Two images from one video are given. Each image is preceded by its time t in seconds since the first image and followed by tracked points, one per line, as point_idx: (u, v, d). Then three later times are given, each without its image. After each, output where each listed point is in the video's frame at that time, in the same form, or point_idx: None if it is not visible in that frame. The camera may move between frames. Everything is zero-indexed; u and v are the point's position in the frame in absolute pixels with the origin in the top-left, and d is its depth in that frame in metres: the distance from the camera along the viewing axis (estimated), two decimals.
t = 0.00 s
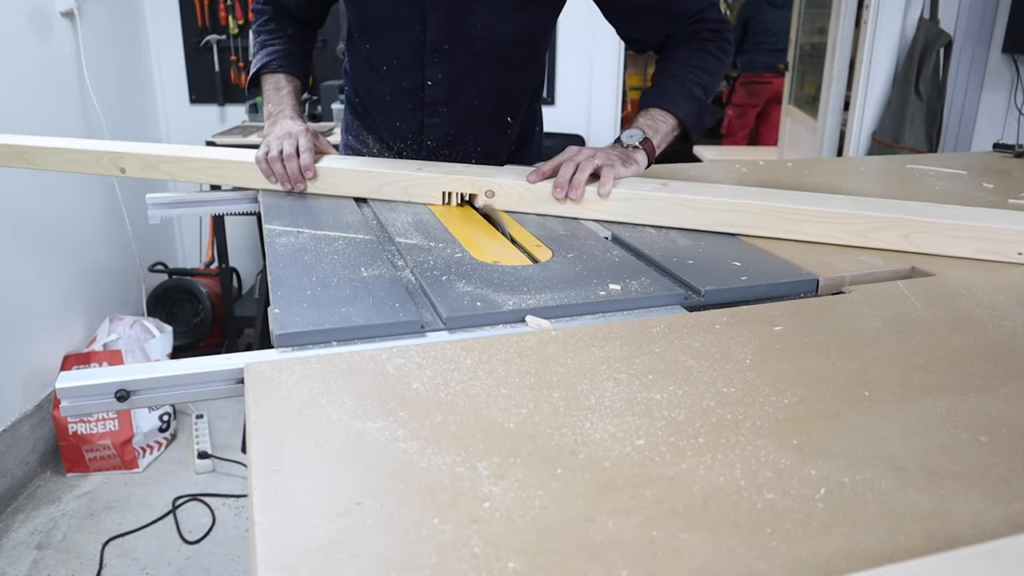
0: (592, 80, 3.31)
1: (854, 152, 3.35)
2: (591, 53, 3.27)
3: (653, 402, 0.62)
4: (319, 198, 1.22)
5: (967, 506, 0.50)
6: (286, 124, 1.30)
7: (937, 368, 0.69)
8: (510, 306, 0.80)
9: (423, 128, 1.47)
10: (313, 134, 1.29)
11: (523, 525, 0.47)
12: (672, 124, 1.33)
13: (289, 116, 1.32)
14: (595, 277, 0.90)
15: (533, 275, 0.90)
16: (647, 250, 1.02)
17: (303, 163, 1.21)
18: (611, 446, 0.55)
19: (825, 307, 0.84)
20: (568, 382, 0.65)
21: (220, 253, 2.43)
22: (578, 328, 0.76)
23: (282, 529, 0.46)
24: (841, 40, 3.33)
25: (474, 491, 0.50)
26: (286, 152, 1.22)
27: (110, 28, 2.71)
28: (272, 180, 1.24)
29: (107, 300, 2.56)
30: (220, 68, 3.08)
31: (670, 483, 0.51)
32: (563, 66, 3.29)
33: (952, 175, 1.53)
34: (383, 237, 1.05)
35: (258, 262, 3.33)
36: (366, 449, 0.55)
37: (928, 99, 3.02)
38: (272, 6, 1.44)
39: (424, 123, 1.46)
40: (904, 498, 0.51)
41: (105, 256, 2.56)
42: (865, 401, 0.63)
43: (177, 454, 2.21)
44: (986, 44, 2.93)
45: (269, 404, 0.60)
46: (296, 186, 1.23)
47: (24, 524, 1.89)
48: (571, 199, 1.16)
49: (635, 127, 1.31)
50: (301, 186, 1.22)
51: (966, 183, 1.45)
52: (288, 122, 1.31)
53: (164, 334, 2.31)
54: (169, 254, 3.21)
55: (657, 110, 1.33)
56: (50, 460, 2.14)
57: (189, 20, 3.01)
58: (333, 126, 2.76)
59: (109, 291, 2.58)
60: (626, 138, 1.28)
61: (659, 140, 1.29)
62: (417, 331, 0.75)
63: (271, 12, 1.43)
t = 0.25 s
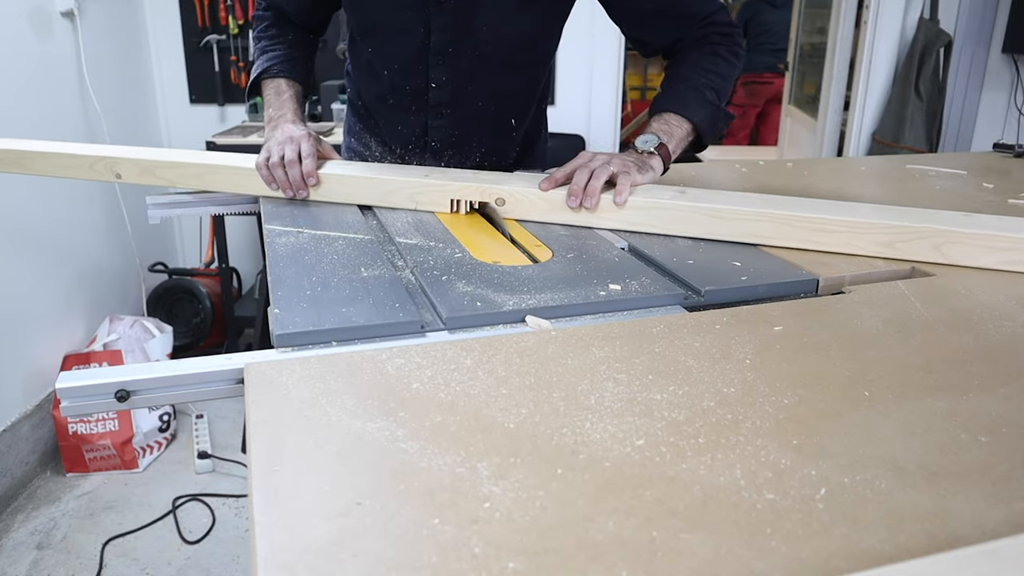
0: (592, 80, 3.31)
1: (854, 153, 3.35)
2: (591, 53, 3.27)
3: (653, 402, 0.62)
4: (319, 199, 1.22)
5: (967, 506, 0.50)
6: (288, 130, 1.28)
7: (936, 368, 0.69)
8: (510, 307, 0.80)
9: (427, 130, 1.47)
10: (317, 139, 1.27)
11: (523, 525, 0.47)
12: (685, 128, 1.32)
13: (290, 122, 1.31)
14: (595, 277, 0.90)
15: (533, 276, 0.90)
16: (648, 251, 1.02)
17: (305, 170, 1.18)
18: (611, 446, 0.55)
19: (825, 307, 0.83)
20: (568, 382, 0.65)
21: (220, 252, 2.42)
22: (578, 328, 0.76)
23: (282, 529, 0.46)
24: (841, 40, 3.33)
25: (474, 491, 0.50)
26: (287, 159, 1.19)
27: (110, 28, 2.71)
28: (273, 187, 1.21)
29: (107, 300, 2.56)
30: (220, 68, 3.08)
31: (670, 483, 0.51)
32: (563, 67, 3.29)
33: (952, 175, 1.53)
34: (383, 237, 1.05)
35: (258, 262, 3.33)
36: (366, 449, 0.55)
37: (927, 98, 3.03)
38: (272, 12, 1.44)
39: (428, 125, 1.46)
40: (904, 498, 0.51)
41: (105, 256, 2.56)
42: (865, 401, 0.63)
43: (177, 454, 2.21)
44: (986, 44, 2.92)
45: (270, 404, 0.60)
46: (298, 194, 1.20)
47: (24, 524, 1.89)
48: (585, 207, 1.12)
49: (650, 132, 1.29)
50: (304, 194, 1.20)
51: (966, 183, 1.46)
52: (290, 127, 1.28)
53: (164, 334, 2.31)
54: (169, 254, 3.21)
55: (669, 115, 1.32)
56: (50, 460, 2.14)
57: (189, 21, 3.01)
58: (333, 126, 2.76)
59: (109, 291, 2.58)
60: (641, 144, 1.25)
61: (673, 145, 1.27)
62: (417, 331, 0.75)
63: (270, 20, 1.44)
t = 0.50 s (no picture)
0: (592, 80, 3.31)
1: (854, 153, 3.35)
2: (591, 53, 3.27)
3: (653, 401, 0.62)
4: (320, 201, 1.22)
5: (967, 506, 0.50)
6: (296, 154, 1.04)
7: (936, 368, 0.69)
8: (510, 306, 0.80)
9: (422, 104, 1.48)
10: (329, 165, 1.03)
11: (522, 525, 0.47)
12: (755, 131, 1.15)
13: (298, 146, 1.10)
14: (595, 277, 0.90)
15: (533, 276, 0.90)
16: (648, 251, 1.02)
17: (317, 206, 0.95)
18: (611, 446, 0.55)
19: (825, 307, 0.83)
20: (568, 382, 0.65)
21: (221, 253, 2.42)
22: (578, 328, 0.76)
23: (283, 528, 0.46)
24: (841, 40, 3.32)
25: (473, 491, 0.50)
26: (294, 191, 0.96)
27: (110, 28, 2.71)
28: (281, 227, 0.98)
29: (107, 300, 2.56)
30: (220, 68, 3.08)
31: (669, 483, 0.51)
32: (563, 67, 3.29)
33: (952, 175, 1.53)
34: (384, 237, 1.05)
35: (258, 262, 3.33)
36: (366, 449, 0.55)
37: (927, 98, 3.03)
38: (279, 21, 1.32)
39: (423, 99, 1.47)
40: (904, 498, 0.51)
41: (105, 256, 2.56)
42: (865, 401, 0.63)
43: (177, 454, 2.21)
44: (985, 44, 2.92)
45: (269, 403, 0.60)
46: (309, 235, 0.97)
47: (24, 524, 1.89)
48: (672, 258, 0.89)
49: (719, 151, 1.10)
50: (317, 235, 0.97)
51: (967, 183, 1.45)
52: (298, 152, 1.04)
53: (164, 334, 2.31)
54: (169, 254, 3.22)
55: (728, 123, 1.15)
56: (50, 460, 2.14)
57: (189, 20, 3.01)
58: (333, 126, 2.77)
59: (109, 291, 2.58)
60: (716, 171, 1.04)
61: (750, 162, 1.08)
62: (417, 331, 0.75)
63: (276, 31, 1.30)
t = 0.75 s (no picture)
0: (592, 80, 3.31)
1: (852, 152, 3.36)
2: (592, 53, 3.27)
3: (653, 401, 0.62)
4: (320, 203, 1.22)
5: (967, 506, 0.50)
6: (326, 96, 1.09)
7: (936, 368, 0.69)
8: (510, 306, 0.80)
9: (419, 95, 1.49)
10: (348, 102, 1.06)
11: (522, 525, 0.47)
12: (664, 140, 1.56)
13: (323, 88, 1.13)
14: (595, 277, 0.90)
15: (533, 275, 0.90)
16: (648, 251, 1.02)
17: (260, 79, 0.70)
18: (611, 446, 0.55)
19: (825, 307, 0.83)
20: (568, 382, 0.65)
21: (220, 252, 2.39)
22: (578, 328, 0.76)
23: (283, 528, 0.46)
24: (841, 41, 3.33)
25: (473, 491, 0.50)
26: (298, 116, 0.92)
27: (110, 28, 2.71)
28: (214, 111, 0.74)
29: (108, 300, 2.56)
30: (220, 68, 3.09)
31: (669, 483, 0.51)
32: (564, 67, 3.29)
33: (952, 175, 1.53)
34: (383, 236, 1.05)
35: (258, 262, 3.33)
36: (366, 449, 0.55)
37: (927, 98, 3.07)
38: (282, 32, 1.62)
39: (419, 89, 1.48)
40: (904, 498, 0.51)
41: (105, 256, 2.56)
42: (864, 401, 0.63)
43: (177, 454, 2.21)
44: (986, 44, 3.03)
45: (269, 404, 0.60)
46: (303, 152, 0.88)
47: (24, 524, 1.88)
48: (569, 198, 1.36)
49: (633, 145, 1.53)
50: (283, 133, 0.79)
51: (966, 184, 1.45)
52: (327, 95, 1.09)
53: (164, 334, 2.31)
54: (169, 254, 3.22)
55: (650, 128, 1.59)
56: (50, 460, 2.14)
57: (189, 20, 3.01)
58: (333, 126, 2.76)
59: (109, 291, 2.58)
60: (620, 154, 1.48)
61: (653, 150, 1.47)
62: (417, 331, 0.75)
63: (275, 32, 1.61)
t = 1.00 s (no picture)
0: (592, 81, 3.31)
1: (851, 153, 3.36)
2: (592, 53, 3.27)
3: (653, 401, 0.62)
4: (320, 202, 1.22)
5: (967, 506, 0.50)
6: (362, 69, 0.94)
7: (936, 368, 0.69)
8: (510, 307, 0.80)
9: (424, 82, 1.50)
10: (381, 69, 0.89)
11: (522, 525, 0.47)
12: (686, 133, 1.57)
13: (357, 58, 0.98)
14: (594, 277, 0.90)
15: (533, 275, 0.90)
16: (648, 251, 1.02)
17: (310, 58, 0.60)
18: (611, 446, 0.55)
19: (825, 307, 0.83)
20: (568, 382, 0.65)
21: (220, 253, 2.39)
22: (578, 328, 0.76)
23: (283, 528, 0.46)
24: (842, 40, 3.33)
25: (474, 491, 0.50)
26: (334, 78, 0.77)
27: (110, 28, 2.71)
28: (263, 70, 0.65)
29: (107, 300, 2.56)
30: (220, 68, 3.09)
31: (670, 483, 0.51)
32: (564, 67, 3.29)
33: (952, 174, 1.53)
34: (383, 236, 1.05)
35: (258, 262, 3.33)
36: (366, 449, 0.55)
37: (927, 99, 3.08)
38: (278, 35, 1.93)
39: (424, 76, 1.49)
40: (904, 498, 0.51)
41: (105, 256, 2.56)
42: (864, 401, 0.63)
43: (177, 454, 2.21)
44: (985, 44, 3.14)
45: (269, 404, 0.60)
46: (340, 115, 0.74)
47: (24, 524, 1.88)
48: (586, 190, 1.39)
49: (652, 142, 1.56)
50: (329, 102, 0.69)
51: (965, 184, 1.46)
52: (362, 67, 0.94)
53: (164, 334, 2.31)
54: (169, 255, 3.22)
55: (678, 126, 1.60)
56: (50, 460, 2.14)
57: (189, 20, 3.01)
58: (333, 127, 2.76)
59: (109, 291, 2.58)
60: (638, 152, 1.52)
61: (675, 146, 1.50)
62: (417, 331, 0.75)
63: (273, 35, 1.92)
